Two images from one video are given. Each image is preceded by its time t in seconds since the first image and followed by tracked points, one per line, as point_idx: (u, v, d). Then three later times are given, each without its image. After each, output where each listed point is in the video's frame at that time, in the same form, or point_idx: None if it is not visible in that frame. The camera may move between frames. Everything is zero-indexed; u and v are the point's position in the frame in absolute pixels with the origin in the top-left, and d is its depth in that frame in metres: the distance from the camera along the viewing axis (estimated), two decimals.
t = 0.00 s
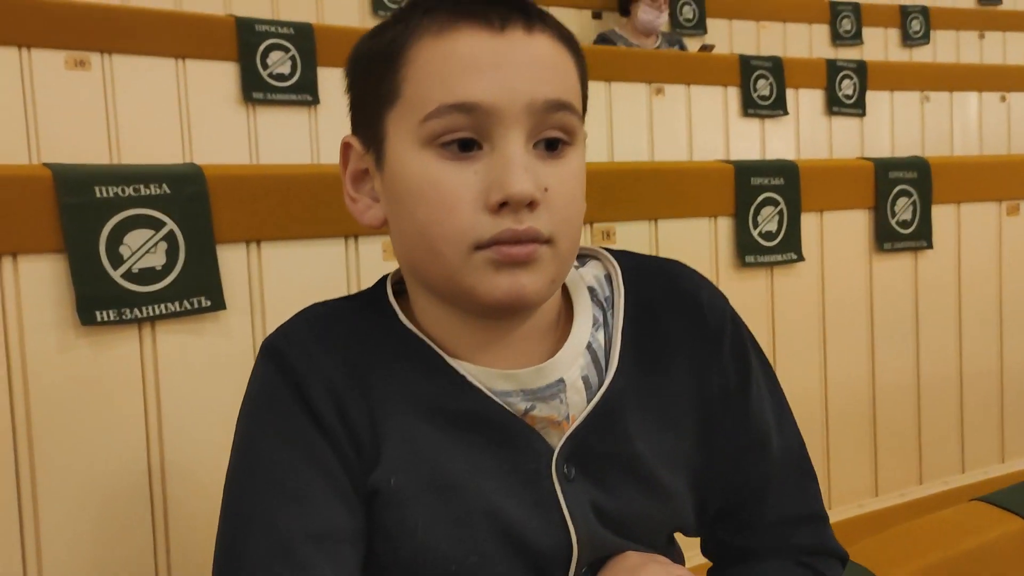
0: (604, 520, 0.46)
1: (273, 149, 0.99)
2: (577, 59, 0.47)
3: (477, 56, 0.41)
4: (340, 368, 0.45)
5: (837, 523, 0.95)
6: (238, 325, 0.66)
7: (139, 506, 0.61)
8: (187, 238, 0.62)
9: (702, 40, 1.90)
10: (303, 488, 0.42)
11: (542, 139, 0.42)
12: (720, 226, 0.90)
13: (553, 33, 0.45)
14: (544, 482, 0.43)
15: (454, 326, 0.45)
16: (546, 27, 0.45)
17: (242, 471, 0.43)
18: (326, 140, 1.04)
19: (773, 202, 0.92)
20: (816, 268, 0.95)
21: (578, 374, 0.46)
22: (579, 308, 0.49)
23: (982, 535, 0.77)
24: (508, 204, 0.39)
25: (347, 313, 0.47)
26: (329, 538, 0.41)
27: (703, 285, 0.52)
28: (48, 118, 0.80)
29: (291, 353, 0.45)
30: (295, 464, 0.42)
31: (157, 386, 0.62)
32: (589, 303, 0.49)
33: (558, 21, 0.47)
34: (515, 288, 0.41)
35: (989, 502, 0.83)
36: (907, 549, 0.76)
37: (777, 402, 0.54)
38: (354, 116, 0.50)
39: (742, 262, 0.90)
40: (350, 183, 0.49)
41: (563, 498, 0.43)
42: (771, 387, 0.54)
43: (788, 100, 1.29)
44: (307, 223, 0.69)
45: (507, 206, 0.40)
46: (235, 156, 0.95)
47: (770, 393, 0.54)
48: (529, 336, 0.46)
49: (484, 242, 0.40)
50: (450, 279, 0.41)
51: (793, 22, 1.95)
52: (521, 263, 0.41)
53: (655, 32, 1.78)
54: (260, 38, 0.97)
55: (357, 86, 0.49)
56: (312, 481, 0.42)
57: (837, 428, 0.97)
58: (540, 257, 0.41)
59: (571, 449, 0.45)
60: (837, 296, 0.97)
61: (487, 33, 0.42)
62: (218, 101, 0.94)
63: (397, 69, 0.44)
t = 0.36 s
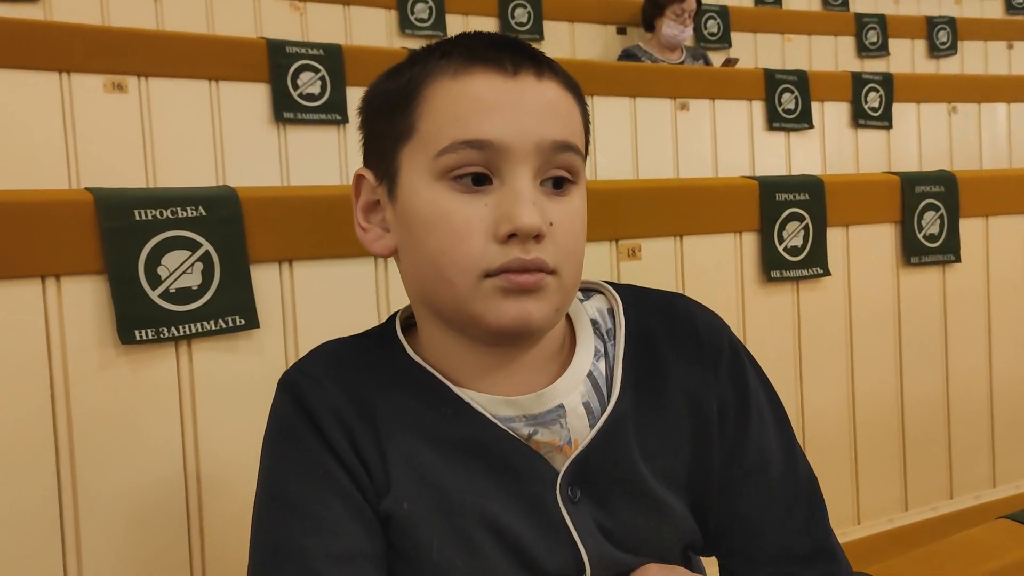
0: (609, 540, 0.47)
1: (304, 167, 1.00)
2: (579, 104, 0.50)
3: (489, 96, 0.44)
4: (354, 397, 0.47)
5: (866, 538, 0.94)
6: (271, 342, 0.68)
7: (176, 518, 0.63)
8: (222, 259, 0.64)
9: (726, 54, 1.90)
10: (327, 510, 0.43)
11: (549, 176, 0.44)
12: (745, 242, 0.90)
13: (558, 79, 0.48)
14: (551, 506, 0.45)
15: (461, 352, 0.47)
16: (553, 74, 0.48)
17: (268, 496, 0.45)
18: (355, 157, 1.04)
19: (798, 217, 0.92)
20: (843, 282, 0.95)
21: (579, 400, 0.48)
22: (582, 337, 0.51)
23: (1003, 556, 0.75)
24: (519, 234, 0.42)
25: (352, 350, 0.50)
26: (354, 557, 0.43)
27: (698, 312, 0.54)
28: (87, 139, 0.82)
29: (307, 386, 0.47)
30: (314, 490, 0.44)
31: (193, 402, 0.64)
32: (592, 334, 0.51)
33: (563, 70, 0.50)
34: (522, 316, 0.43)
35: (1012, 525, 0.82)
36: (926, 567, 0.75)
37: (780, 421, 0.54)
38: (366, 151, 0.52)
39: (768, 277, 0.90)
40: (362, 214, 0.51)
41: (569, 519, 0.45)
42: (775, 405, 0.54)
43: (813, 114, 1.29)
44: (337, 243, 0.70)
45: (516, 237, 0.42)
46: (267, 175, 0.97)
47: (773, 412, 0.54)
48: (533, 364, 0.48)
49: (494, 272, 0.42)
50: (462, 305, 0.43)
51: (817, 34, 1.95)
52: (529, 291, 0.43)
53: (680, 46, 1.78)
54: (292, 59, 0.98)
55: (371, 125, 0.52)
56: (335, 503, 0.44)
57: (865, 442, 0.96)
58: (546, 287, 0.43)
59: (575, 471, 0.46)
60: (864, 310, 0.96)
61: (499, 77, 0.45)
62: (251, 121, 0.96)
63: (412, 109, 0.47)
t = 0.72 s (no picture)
0: (610, 557, 0.47)
1: (325, 177, 1.01)
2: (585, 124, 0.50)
3: (495, 119, 0.44)
4: (361, 413, 0.48)
5: (889, 546, 0.93)
6: (289, 350, 0.68)
7: (197, 525, 0.63)
8: (243, 268, 0.65)
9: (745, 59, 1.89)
10: (336, 524, 0.44)
11: (554, 199, 0.45)
12: (763, 247, 0.89)
13: (565, 102, 0.48)
14: (549, 525, 0.45)
15: (463, 369, 0.48)
16: (559, 96, 0.48)
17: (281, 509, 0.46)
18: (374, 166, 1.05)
19: (818, 223, 0.91)
20: (864, 289, 0.94)
21: (577, 419, 0.48)
22: (584, 359, 0.51)
23: None
24: (520, 258, 0.42)
25: (360, 369, 0.51)
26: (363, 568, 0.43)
27: (702, 333, 0.54)
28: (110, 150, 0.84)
29: (314, 403, 0.48)
30: (321, 502, 0.45)
31: (213, 409, 0.65)
32: (594, 356, 0.51)
33: (570, 91, 0.51)
34: (524, 338, 0.43)
35: None
36: None
37: (785, 441, 0.53)
38: (371, 166, 0.53)
39: (787, 283, 0.89)
40: (366, 229, 0.52)
41: (568, 538, 0.45)
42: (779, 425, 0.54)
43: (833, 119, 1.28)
44: (355, 252, 0.71)
45: (518, 261, 0.42)
46: (287, 184, 0.97)
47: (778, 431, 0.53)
48: (536, 383, 0.48)
49: (496, 295, 0.42)
50: (463, 326, 0.44)
51: (837, 38, 1.93)
52: (530, 314, 0.43)
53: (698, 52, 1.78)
54: (311, 69, 0.99)
55: (378, 140, 0.52)
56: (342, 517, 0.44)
57: (888, 450, 0.95)
58: (548, 309, 0.44)
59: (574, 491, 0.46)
60: (886, 316, 0.95)
61: (506, 100, 0.45)
62: (271, 132, 0.97)
63: (419, 129, 0.48)
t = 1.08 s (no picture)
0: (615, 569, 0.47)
1: (342, 176, 1.01)
2: (607, 132, 0.51)
3: (518, 120, 0.45)
4: (378, 408, 0.48)
5: (912, 545, 0.92)
6: (308, 348, 0.68)
7: (217, 520, 0.64)
8: (262, 267, 0.65)
9: (763, 56, 1.86)
10: (352, 515, 0.44)
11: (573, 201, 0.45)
12: (781, 244, 0.88)
13: (588, 108, 0.48)
14: (556, 533, 0.45)
15: (480, 371, 0.48)
16: (582, 101, 0.48)
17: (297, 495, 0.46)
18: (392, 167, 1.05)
19: (837, 219, 0.90)
20: (884, 286, 0.93)
21: (589, 431, 0.48)
22: (598, 374, 0.50)
23: None
24: (539, 257, 0.42)
25: (377, 366, 0.51)
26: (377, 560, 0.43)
27: (714, 350, 0.54)
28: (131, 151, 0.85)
29: (333, 394, 0.48)
30: (339, 491, 0.45)
31: (233, 406, 0.65)
32: (609, 371, 0.51)
33: (594, 99, 0.51)
34: (541, 338, 0.43)
35: None
36: None
37: (795, 462, 0.53)
38: (393, 168, 0.53)
39: (805, 280, 0.88)
40: (387, 230, 0.52)
41: (574, 547, 0.45)
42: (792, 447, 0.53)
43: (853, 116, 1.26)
44: (371, 251, 0.71)
45: (536, 260, 0.42)
46: (305, 184, 0.98)
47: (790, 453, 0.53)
48: (551, 387, 0.48)
49: (514, 294, 0.42)
50: (480, 325, 0.44)
51: (857, 35, 1.91)
52: (547, 314, 0.43)
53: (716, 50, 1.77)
54: (328, 70, 1.00)
55: (401, 142, 0.53)
56: (358, 509, 0.45)
57: (909, 448, 0.94)
58: (565, 311, 0.44)
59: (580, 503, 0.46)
60: (907, 314, 0.94)
61: (529, 102, 0.46)
62: (290, 132, 0.97)
63: (442, 129, 0.48)
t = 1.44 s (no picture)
0: None
1: (352, 169, 1.01)
2: (626, 122, 0.50)
3: (523, 120, 0.45)
4: (428, 401, 0.49)
5: (924, 539, 0.91)
6: (318, 340, 0.69)
7: (227, 510, 0.64)
8: (270, 259, 0.66)
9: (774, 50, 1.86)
10: (389, 499, 0.46)
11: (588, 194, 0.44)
12: (792, 237, 0.88)
13: (599, 98, 0.48)
14: (585, 552, 0.45)
15: (518, 381, 0.48)
16: (593, 93, 0.48)
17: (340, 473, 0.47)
18: (401, 160, 1.05)
19: (848, 211, 0.89)
20: (897, 279, 0.92)
21: (625, 464, 0.48)
22: (640, 402, 0.50)
23: None
24: (555, 254, 0.41)
25: (424, 359, 0.52)
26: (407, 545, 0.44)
27: (765, 384, 0.52)
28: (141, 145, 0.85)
29: (389, 383, 0.50)
30: (381, 472, 0.47)
31: (242, 398, 0.65)
32: (652, 399, 0.50)
33: (608, 90, 0.51)
34: (568, 337, 0.43)
35: None
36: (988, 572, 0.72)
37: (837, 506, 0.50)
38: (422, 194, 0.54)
39: (816, 273, 0.88)
40: (421, 253, 0.53)
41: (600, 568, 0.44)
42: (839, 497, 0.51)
43: (865, 109, 1.25)
44: (381, 243, 0.71)
45: (553, 258, 0.42)
46: (314, 177, 0.98)
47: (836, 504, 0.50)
48: (594, 397, 0.48)
49: (535, 295, 0.42)
50: (505, 332, 0.44)
51: (869, 27, 1.89)
52: (570, 312, 0.42)
53: (727, 43, 1.75)
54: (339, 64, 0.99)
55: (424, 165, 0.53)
56: (397, 493, 0.46)
57: (921, 442, 0.93)
58: (592, 307, 0.43)
59: (613, 527, 0.45)
60: (920, 306, 0.93)
61: (535, 101, 0.46)
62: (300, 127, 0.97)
63: (456, 140, 0.48)
